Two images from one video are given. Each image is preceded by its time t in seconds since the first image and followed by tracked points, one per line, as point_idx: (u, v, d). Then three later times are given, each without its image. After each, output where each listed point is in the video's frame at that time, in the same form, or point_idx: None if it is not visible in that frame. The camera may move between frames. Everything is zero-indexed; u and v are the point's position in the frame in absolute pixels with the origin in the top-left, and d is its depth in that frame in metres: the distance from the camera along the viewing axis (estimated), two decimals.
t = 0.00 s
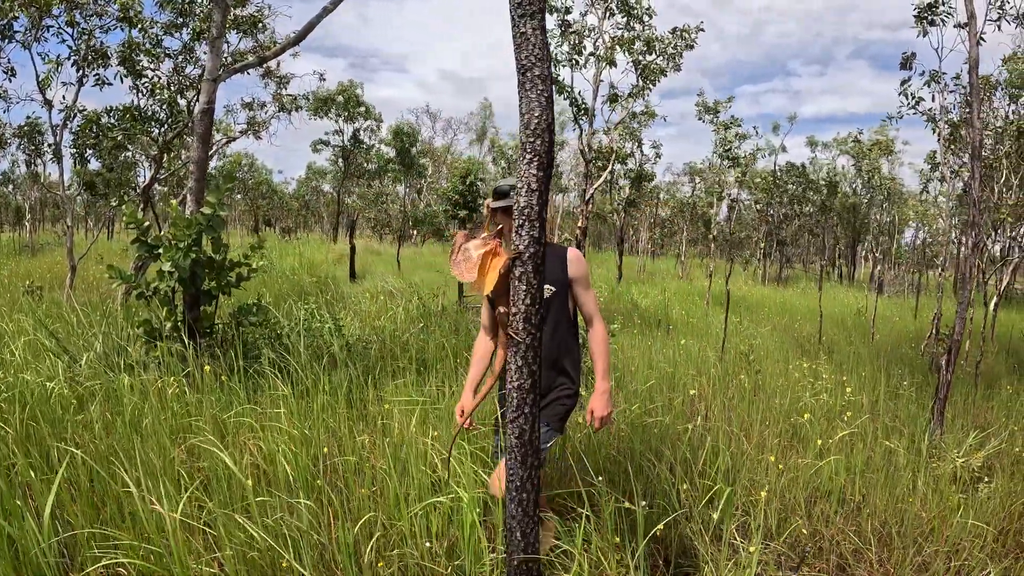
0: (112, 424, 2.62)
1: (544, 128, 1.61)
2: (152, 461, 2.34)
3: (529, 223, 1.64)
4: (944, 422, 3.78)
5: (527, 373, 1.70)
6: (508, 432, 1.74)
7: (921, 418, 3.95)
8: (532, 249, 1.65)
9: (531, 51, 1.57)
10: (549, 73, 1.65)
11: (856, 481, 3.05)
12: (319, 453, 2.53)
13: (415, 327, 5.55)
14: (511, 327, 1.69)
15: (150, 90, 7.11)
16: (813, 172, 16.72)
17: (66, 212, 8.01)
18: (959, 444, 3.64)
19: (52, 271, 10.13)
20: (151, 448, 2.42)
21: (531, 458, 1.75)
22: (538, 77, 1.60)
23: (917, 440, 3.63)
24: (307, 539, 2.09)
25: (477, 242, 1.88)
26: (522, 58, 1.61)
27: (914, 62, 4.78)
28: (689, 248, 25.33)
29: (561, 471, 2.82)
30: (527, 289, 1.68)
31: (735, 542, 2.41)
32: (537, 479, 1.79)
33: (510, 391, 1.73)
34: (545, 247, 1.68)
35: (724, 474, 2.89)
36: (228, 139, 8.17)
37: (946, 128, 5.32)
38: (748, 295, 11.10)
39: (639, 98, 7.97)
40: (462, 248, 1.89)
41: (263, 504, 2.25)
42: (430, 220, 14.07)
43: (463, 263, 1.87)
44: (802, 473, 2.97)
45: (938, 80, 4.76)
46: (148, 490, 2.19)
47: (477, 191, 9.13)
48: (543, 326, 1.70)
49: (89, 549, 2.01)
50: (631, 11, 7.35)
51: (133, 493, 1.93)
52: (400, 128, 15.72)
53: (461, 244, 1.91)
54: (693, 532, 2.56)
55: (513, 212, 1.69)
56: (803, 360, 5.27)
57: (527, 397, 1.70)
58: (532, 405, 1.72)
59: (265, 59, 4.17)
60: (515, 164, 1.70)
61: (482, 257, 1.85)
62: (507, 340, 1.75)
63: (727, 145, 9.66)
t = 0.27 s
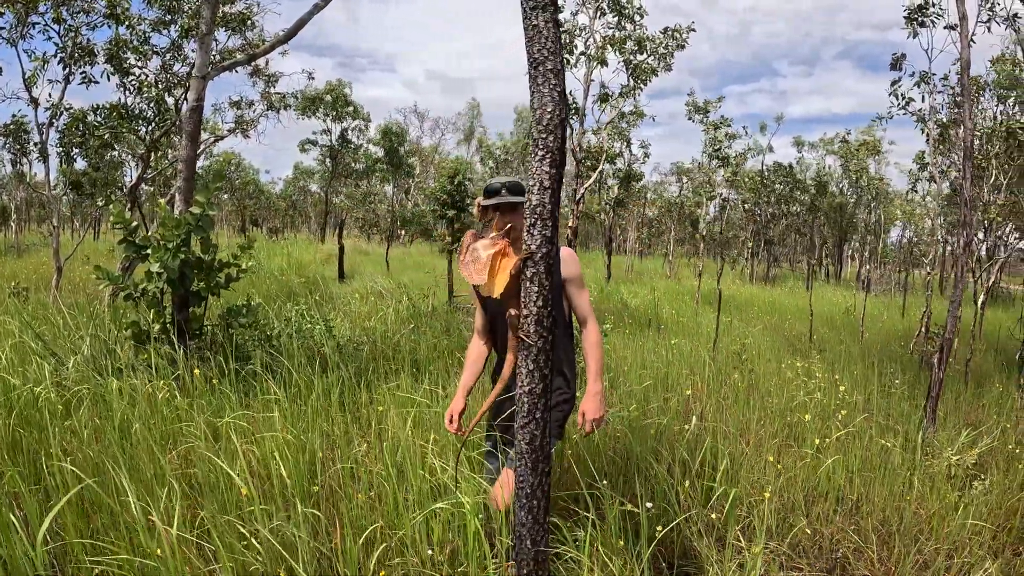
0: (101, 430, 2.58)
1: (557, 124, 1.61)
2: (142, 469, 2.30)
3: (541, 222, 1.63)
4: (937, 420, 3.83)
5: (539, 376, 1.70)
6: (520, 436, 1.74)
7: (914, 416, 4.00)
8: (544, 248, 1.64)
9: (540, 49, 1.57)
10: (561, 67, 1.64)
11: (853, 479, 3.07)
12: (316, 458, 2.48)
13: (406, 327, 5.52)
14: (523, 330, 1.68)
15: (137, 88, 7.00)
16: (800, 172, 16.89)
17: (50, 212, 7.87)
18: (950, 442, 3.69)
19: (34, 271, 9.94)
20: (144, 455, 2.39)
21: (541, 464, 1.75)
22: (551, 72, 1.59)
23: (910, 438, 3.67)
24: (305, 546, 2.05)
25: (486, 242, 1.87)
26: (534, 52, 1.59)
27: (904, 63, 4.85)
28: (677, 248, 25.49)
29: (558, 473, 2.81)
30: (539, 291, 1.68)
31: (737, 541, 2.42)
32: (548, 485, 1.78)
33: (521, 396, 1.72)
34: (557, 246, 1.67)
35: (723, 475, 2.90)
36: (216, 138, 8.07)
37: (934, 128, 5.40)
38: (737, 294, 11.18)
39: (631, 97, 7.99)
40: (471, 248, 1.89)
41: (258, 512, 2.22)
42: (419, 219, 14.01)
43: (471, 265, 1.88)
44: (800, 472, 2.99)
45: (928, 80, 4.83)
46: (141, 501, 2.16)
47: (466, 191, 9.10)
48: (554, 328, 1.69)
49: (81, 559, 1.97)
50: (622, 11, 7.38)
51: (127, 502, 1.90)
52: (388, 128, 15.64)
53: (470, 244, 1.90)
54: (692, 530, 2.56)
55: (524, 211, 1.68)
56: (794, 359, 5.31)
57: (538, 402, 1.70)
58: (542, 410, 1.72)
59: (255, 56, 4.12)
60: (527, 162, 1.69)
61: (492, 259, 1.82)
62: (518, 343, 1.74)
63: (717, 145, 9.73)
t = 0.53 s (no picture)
0: (91, 435, 2.53)
1: (569, 123, 1.60)
2: (137, 476, 2.26)
3: (553, 222, 1.62)
4: (929, 417, 3.88)
5: (550, 378, 1.68)
6: (530, 439, 1.72)
7: (906, 414, 4.05)
8: (557, 249, 1.63)
9: (553, 46, 1.56)
10: (574, 64, 1.63)
11: (849, 477, 3.10)
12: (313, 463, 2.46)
13: (398, 328, 5.48)
14: (533, 331, 1.67)
15: (125, 86, 6.90)
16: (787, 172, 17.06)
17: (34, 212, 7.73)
18: (942, 439, 3.74)
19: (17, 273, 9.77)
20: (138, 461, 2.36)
21: (551, 468, 1.74)
22: (564, 69, 1.58)
23: (903, 436, 3.72)
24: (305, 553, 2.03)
25: (495, 241, 1.83)
26: (546, 49, 1.58)
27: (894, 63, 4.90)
28: (666, 247, 25.64)
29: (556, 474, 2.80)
30: (550, 291, 1.66)
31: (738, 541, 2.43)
32: (557, 489, 1.77)
33: (531, 398, 1.70)
34: (569, 247, 1.65)
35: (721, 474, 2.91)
36: (204, 137, 7.98)
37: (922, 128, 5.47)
38: (726, 294, 11.25)
39: (622, 97, 8.02)
40: (480, 248, 1.86)
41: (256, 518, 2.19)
42: (408, 219, 13.94)
43: (482, 266, 1.82)
44: (797, 470, 3.01)
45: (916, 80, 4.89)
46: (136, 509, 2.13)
47: (455, 190, 9.07)
48: (566, 329, 1.68)
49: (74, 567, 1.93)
50: (614, 11, 7.40)
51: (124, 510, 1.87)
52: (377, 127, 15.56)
53: (479, 244, 1.87)
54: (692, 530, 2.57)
55: (535, 210, 1.67)
56: (786, 359, 5.35)
57: (549, 405, 1.68)
58: (553, 414, 1.70)
59: (246, 54, 4.07)
60: (537, 161, 1.68)
61: (501, 259, 1.77)
62: (528, 344, 1.72)
63: (706, 144, 9.80)
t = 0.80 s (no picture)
0: (83, 441, 2.50)
1: (575, 121, 1.61)
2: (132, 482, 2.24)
3: (558, 221, 1.61)
4: (919, 414, 3.93)
5: (555, 379, 1.69)
6: (534, 441, 1.73)
7: (897, 411, 4.10)
8: (562, 248, 1.62)
9: (560, 42, 1.58)
10: (579, 62, 1.64)
11: (843, 474, 3.12)
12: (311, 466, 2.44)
13: (389, 329, 5.45)
14: (537, 332, 1.67)
15: (112, 84, 6.79)
16: (775, 171, 17.19)
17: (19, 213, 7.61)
18: (933, 436, 3.79)
19: None
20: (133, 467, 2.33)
21: (555, 469, 1.74)
22: (569, 66, 1.58)
23: (895, 433, 3.76)
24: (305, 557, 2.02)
25: (500, 242, 1.87)
26: (552, 46, 1.60)
27: (883, 63, 4.96)
28: (655, 246, 25.76)
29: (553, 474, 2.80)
30: (555, 291, 1.66)
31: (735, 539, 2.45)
32: (562, 489, 1.78)
33: (536, 399, 1.72)
34: (575, 246, 1.66)
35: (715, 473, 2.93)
36: (192, 136, 7.89)
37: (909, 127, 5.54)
38: (716, 292, 11.33)
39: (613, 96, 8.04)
40: (486, 249, 1.89)
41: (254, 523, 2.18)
42: (398, 219, 13.87)
43: (487, 267, 1.88)
44: (791, 468, 3.02)
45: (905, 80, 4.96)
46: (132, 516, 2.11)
47: (445, 190, 9.04)
48: (570, 329, 1.69)
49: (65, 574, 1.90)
50: (604, 10, 7.41)
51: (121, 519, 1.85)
52: (366, 126, 15.47)
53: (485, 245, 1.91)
54: (690, 531, 2.59)
55: (540, 210, 1.67)
56: (777, 357, 5.40)
57: (554, 405, 1.69)
58: (558, 415, 1.71)
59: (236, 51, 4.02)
60: (542, 160, 1.68)
61: (506, 260, 1.82)
62: (532, 344, 1.73)
63: (696, 143, 9.86)
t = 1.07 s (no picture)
0: (72, 444, 2.46)
1: (571, 121, 1.62)
2: (123, 488, 2.21)
3: (555, 223, 1.62)
4: (909, 411, 3.98)
5: (552, 381, 1.69)
6: (532, 443, 1.74)
7: (887, 408, 4.15)
8: (559, 250, 1.64)
9: (556, 43, 1.58)
10: (575, 61, 1.64)
11: (835, 472, 3.16)
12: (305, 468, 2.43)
13: (380, 328, 5.42)
14: (534, 334, 1.68)
15: (99, 83, 6.70)
16: (763, 170, 17.33)
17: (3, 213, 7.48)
18: (923, 432, 3.84)
19: None
20: (124, 472, 2.30)
21: (553, 472, 1.74)
22: (566, 67, 1.59)
23: (885, 430, 3.81)
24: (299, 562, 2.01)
25: (494, 244, 1.87)
26: (548, 46, 1.60)
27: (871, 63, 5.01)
28: (645, 245, 25.85)
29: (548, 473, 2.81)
30: (552, 293, 1.66)
31: (730, 538, 2.47)
32: (559, 493, 1.78)
33: (533, 402, 1.72)
34: (571, 248, 1.67)
35: (709, 471, 2.95)
36: (180, 135, 7.80)
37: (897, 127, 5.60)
38: (706, 291, 11.38)
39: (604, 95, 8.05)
40: (477, 251, 1.88)
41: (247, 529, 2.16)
42: (388, 218, 13.79)
43: (481, 269, 1.84)
44: (783, 466, 3.05)
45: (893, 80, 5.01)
46: (124, 522, 2.08)
47: (435, 189, 8.99)
48: (567, 332, 1.69)
49: None
50: (595, 9, 7.42)
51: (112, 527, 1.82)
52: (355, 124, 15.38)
53: (476, 247, 1.89)
54: (683, 528, 2.62)
55: (537, 211, 1.67)
56: (768, 355, 5.44)
57: (551, 408, 1.70)
58: (555, 417, 1.72)
59: (225, 50, 3.98)
60: (538, 161, 1.68)
61: (501, 263, 1.80)
62: (529, 347, 1.73)
63: (686, 142, 9.91)
